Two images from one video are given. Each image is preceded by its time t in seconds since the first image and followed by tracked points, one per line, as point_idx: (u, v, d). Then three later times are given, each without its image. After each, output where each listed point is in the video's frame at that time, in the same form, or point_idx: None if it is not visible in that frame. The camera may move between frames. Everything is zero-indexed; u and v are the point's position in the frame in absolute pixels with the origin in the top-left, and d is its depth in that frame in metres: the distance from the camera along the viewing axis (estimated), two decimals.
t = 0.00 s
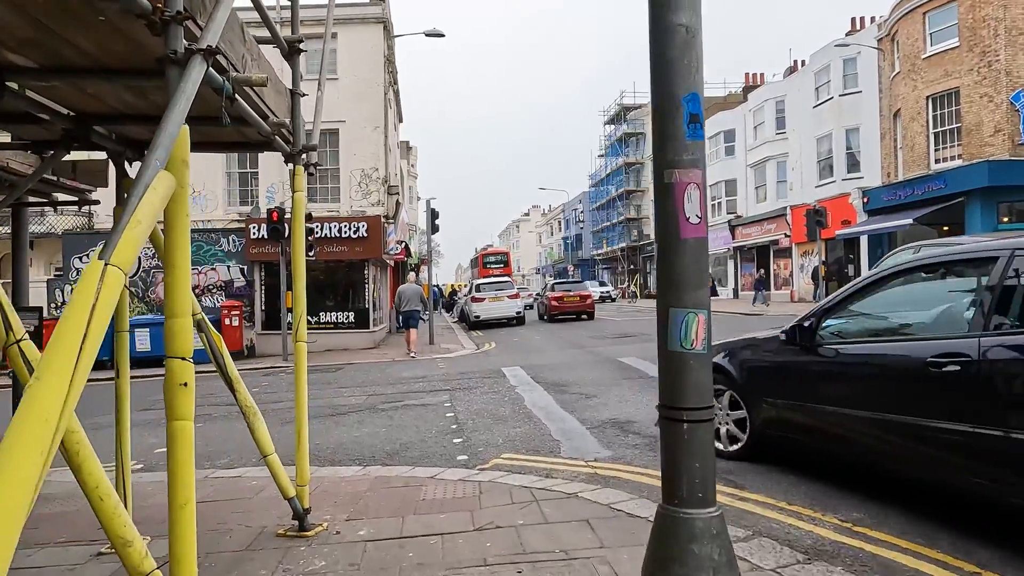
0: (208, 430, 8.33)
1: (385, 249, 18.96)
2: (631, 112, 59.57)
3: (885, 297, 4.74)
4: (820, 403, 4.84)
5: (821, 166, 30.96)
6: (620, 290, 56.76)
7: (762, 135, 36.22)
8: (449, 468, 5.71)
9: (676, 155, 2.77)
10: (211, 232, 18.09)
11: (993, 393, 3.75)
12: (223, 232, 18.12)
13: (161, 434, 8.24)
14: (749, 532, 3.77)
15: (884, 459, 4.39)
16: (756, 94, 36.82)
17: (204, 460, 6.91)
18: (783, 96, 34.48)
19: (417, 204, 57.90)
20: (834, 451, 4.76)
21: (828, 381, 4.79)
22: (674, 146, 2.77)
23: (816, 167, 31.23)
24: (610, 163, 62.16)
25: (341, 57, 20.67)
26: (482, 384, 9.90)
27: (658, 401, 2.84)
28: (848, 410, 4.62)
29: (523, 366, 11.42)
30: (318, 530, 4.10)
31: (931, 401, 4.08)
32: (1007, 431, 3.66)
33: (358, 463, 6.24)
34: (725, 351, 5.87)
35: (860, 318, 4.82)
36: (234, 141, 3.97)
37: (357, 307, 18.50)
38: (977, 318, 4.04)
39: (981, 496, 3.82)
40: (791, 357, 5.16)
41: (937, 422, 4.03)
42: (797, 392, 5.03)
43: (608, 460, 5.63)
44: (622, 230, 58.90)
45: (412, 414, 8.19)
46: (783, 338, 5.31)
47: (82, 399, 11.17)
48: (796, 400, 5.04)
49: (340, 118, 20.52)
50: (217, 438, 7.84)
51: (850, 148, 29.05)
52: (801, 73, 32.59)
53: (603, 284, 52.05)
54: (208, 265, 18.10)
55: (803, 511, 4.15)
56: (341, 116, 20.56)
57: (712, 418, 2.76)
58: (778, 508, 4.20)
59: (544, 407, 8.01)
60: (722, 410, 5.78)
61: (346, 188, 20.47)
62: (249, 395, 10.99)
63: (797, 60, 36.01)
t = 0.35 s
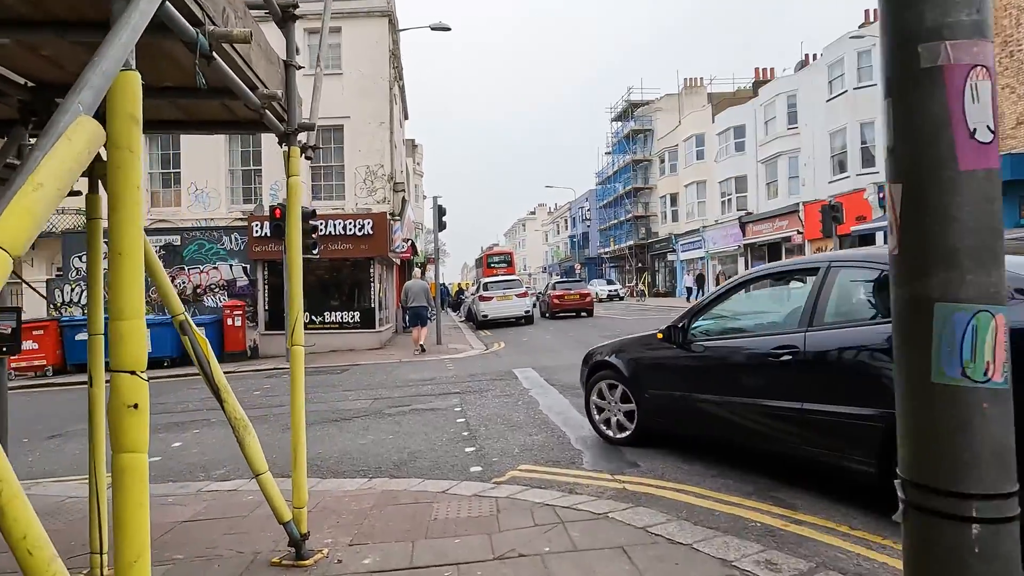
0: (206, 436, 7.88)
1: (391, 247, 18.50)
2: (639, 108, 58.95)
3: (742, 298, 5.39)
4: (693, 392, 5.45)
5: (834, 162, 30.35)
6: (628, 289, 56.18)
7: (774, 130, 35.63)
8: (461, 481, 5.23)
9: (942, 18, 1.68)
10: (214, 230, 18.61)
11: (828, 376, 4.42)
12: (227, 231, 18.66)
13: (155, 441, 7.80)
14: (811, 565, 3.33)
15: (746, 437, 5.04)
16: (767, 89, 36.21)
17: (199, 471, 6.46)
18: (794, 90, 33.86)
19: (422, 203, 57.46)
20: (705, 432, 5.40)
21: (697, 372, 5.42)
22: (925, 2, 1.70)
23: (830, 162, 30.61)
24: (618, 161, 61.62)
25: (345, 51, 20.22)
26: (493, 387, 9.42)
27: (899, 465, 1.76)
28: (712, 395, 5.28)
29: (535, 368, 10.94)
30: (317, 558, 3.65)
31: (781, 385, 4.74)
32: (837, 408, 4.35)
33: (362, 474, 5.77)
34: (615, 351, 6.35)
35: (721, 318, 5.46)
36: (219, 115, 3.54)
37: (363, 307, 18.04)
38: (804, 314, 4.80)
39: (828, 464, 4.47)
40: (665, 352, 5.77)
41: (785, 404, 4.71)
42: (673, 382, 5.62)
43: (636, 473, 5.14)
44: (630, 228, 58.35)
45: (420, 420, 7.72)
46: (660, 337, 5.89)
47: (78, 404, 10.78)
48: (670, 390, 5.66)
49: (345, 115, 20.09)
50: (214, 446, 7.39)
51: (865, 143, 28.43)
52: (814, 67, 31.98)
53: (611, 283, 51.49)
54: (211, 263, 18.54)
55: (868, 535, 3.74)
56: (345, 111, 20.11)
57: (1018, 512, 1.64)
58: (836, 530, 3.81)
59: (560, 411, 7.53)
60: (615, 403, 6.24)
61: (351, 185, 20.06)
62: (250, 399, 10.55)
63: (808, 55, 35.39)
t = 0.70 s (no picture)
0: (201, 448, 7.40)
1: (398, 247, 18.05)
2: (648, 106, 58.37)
3: (617, 312, 5.75)
4: (571, 395, 5.79)
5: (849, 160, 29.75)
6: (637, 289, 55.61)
7: (786, 128, 35.02)
8: (473, 504, 4.75)
9: None
10: (216, 229, 17.24)
11: (687, 376, 4.82)
12: (228, 229, 17.26)
13: (147, 453, 7.34)
14: None
15: (618, 432, 5.39)
16: (779, 86, 35.61)
17: (191, 487, 6.01)
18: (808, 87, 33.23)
19: (429, 202, 57.03)
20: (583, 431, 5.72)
21: (577, 377, 5.73)
22: None
23: (845, 160, 30.01)
24: (626, 160, 61.07)
25: (350, 47, 19.79)
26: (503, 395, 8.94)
27: None
28: (589, 397, 5.62)
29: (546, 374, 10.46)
30: None
31: (647, 387, 5.13)
32: (689, 403, 4.80)
33: (365, 494, 5.30)
34: (508, 359, 6.59)
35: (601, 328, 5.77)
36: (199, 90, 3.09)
37: (368, 308, 17.60)
38: (666, 324, 5.23)
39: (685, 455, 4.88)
40: (551, 360, 6.07)
41: (650, 402, 5.09)
42: (557, 386, 5.91)
43: (667, 497, 4.64)
44: (639, 227, 57.80)
45: (428, 431, 7.25)
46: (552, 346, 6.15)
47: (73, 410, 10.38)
48: (555, 394, 5.95)
49: (351, 112, 19.66)
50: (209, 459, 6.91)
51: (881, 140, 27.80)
52: (828, 63, 31.37)
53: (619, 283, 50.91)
54: (212, 264, 17.29)
55: None
56: (351, 108, 19.68)
57: None
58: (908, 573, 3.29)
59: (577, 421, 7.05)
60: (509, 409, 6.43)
61: (357, 184, 19.64)
62: (250, 405, 10.09)
63: (822, 51, 34.78)
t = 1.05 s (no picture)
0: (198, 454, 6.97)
1: (406, 244, 17.61)
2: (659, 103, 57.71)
3: (503, 314, 5.96)
4: (458, 393, 5.97)
5: (867, 155, 29.07)
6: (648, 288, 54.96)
7: (802, 123, 34.34)
8: (489, 522, 4.28)
9: None
10: (220, 226, 16.82)
11: (565, 372, 5.18)
12: (233, 226, 16.85)
13: (140, 459, 6.91)
14: None
15: (502, 424, 5.65)
16: (794, 81, 34.93)
17: (183, 498, 5.56)
18: (824, 81, 32.53)
19: (438, 201, 56.59)
20: (475, 425, 5.90)
21: (466, 374, 5.92)
22: None
23: (863, 155, 29.32)
24: (637, 157, 60.45)
25: (357, 40, 19.36)
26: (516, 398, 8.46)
27: None
28: (475, 393, 5.85)
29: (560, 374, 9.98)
30: None
31: (529, 384, 5.43)
32: (563, 395, 5.19)
33: (369, 508, 4.83)
34: (400, 357, 6.63)
35: (485, 330, 5.98)
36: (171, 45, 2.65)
37: (376, 307, 17.15)
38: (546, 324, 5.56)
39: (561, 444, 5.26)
40: (441, 359, 6.19)
41: (528, 396, 5.42)
42: (448, 384, 6.04)
43: (703, 513, 4.14)
44: (650, 225, 57.18)
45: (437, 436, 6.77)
46: (442, 347, 6.28)
47: (69, 412, 9.99)
48: (447, 392, 6.08)
49: (358, 107, 19.23)
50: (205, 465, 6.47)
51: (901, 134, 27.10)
52: (845, 57, 30.66)
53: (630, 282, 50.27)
54: (216, 262, 16.89)
55: None
56: (358, 103, 19.25)
57: None
58: None
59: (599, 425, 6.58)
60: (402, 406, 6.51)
61: (365, 180, 19.21)
62: (251, 407, 9.66)
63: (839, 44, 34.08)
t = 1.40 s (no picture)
0: (192, 463, 6.53)
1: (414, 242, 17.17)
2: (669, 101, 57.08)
3: (384, 324, 6.15)
4: (344, 398, 6.15)
5: (884, 152, 28.46)
6: (658, 288, 54.39)
7: (816, 120, 33.72)
8: (506, 548, 3.81)
9: None
10: (223, 224, 16.42)
11: (442, 379, 5.47)
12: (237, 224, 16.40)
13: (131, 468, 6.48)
14: None
15: (382, 427, 5.90)
16: (808, 77, 34.29)
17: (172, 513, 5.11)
18: (840, 77, 31.87)
19: (446, 199, 56.20)
20: (359, 428, 6.10)
21: (352, 382, 6.10)
22: None
23: (880, 153, 28.68)
24: (646, 156, 59.88)
25: (364, 34, 18.93)
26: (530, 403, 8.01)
27: None
28: (357, 399, 6.05)
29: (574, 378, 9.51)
30: None
31: (409, 390, 5.67)
32: (439, 399, 5.49)
33: (375, 528, 4.37)
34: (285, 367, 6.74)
35: (368, 340, 6.16)
36: None
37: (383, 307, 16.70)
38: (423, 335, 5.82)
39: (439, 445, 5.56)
40: (327, 368, 6.32)
41: (409, 401, 5.68)
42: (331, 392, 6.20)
43: (747, 538, 3.64)
44: (660, 225, 56.60)
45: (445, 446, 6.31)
46: (327, 356, 6.42)
47: (65, 416, 9.63)
48: (333, 398, 6.21)
49: (366, 102, 18.82)
50: (199, 476, 6.03)
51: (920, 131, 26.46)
52: (861, 52, 30.01)
53: (640, 281, 49.72)
54: (219, 260, 16.48)
55: None
56: (365, 98, 18.82)
57: None
58: None
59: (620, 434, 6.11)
60: (286, 412, 6.63)
61: (371, 177, 18.80)
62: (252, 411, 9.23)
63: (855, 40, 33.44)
